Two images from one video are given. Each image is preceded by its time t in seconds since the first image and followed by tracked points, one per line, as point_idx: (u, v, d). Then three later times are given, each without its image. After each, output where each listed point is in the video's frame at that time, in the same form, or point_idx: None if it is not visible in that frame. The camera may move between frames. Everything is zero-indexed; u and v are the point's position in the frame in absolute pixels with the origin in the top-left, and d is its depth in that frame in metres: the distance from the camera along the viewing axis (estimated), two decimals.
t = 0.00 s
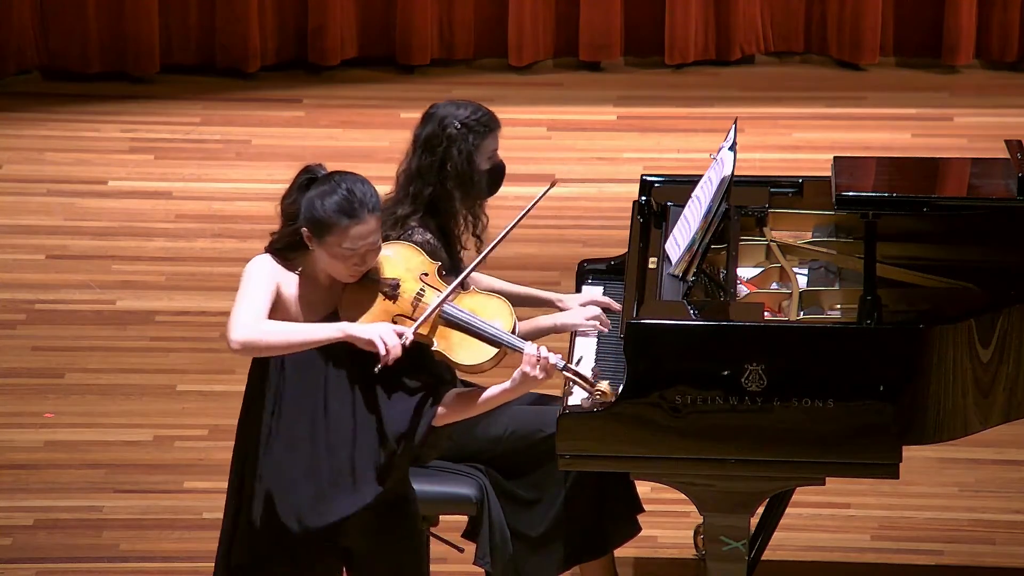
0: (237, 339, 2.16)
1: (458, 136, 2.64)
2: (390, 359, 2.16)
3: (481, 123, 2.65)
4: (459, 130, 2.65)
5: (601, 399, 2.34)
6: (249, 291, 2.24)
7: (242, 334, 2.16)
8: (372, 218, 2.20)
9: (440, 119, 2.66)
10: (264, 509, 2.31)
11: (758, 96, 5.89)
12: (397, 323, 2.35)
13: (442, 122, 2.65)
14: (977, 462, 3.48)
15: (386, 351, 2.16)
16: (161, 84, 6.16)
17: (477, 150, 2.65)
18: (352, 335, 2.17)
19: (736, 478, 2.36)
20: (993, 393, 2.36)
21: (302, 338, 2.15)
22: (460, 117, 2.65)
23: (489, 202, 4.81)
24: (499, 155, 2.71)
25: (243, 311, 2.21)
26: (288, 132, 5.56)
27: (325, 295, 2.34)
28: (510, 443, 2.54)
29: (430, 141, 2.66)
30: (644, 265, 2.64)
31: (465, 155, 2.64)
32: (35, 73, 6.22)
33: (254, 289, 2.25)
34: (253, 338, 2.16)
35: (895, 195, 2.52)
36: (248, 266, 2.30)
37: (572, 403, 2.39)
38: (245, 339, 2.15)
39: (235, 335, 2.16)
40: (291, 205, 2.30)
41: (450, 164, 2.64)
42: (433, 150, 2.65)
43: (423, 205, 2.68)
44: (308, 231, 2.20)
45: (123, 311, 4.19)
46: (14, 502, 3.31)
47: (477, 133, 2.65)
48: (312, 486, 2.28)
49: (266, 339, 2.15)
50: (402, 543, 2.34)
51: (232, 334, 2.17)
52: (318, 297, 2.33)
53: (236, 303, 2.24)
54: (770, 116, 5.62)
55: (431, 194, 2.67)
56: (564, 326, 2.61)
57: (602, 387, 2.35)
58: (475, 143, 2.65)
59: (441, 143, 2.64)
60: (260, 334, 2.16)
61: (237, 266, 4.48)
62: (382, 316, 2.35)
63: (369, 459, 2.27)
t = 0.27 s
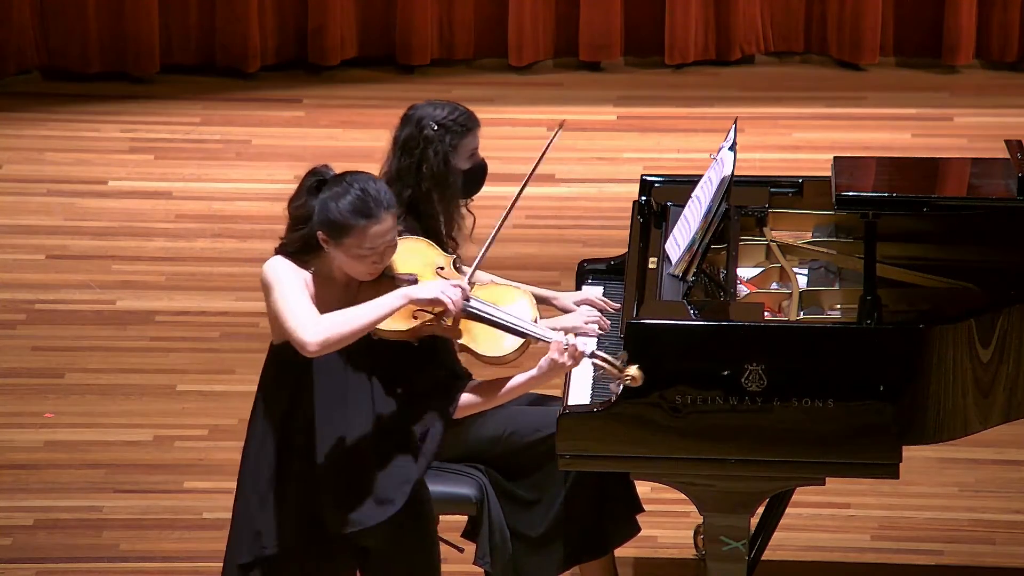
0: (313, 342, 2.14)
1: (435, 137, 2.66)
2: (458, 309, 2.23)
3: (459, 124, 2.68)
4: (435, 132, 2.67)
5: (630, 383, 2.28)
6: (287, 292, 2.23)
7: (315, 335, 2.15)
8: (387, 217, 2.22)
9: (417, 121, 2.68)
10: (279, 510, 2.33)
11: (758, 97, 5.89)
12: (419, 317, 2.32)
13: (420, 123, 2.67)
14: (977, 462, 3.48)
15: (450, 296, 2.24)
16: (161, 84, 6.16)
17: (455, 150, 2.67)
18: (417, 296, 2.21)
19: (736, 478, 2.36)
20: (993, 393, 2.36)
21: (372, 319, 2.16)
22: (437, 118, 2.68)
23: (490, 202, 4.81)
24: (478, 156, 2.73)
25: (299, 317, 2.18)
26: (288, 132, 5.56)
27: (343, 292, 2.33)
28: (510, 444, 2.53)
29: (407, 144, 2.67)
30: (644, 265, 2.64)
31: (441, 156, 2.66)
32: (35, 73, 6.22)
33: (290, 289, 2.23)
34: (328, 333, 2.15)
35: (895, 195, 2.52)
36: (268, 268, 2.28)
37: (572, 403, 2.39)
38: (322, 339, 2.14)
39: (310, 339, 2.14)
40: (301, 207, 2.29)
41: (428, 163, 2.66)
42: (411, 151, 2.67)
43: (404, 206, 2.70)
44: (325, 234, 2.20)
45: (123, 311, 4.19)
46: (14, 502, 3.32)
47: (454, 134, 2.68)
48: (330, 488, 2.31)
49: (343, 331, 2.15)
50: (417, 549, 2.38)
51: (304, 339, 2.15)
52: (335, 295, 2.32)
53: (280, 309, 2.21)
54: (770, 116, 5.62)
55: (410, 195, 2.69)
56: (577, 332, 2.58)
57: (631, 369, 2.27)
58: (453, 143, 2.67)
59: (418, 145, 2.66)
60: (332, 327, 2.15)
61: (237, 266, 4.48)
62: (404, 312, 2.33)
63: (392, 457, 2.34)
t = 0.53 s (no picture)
0: (362, 333, 2.02)
1: (415, 138, 2.67)
2: (497, 305, 2.16)
3: (441, 123, 2.70)
4: (416, 132, 2.68)
5: (675, 351, 2.24)
6: (328, 283, 2.10)
7: (364, 326, 2.03)
8: (429, 201, 2.13)
9: (398, 121, 2.69)
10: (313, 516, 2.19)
11: (758, 97, 5.89)
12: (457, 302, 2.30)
13: (401, 124, 2.68)
14: (977, 462, 3.48)
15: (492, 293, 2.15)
16: (161, 84, 6.16)
17: (439, 149, 2.70)
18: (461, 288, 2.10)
19: (735, 478, 2.36)
20: (993, 393, 2.36)
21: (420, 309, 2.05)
22: (418, 118, 2.68)
23: (490, 202, 4.80)
24: (461, 153, 2.76)
25: (344, 310, 2.05)
26: (288, 132, 5.56)
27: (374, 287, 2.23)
28: (511, 443, 2.52)
29: (388, 144, 2.69)
30: (644, 265, 2.64)
31: (422, 156, 2.68)
32: (35, 73, 6.22)
33: (326, 283, 2.10)
34: (378, 323, 2.03)
35: (895, 195, 2.52)
36: (302, 269, 2.13)
37: (572, 403, 2.38)
38: (370, 329, 2.02)
39: (358, 330, 2.02)
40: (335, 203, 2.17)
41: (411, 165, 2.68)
42: (394, 152, 2.68)
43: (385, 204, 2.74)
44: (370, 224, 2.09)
45: (123, 311, 4.19)
46: (14, 502, 3.32)
47: (436, 134, 2.69)
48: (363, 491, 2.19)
49: (391, 322, 2.04)
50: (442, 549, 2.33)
51: (351, 331, 2.02)
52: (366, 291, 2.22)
53: (318, 303, 2.07)
54: (770, 116, 5.62)
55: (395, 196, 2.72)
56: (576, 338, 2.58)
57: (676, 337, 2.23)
58: (436, 143, 2.69)
59: (398, 146, 2.67)
60: (381, 320, 2.03)
61: (237, 266, 4.48)
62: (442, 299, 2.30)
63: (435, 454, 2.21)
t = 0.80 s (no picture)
0: (379, 333, 2.03)
1: (417, 138, 2.72)
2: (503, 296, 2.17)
3: (443, 124, 2.75)
4: (417, 132, 2.73)
5: (679, 343, 2.23)
6: (339, 283, 2.10)
7: (379, 325, 2.03)
8: (433, 198, 2.13)
9: (400, 119, 2.73)
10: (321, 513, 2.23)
11: (758, 97, 5.89)
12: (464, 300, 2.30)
13: (403, 122, 2.73)
14: (976, 462, 3.48)
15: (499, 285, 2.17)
16: (161, 84, 6.16)
17: (439, 150, 2.75)
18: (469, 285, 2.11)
19: (735, 478, 2.36)
20: (993, 393, 2.36)
21: (430, 307, 2.06)
22: (420, 117, 2.73)
23: (490, 202, 4.80)
24: (460, 154, 2.81)
25: (356, 309, 2.06)
26: (288, 132, 5.56)
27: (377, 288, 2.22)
28: (510, 442, 2.52)
29: (389, 142, 2.74)
30: (644, 266, 2.64)
31: (422, 156, 2.73)
32: (35, 73, 6.22)
33: (336, 283, 2.10)
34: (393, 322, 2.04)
35: (895, 195, 2.52)
36: (309, 269, 2.12)
37: (572, 403, 2.38)
38: (387, 329, 2.03)
39: (375, 330, 2.03)
40: (336, 205, 2.16)
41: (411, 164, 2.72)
42: (394, 150, 2.73)
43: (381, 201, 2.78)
44: (376, 224, 2.09)
45: (123, 311, 4.19)
46: (14, 502, 3.32)
47: (436, 134, 2.75)
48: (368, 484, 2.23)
49: (404, 321, 2.05)
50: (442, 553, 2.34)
51: (367, 331, 2.03)
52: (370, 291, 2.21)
53: (331, 304, 2.07)
54: (770, 116, 5.62)
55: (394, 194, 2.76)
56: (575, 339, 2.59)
57: (681, 330, 2.23)
58: (437, 143, 2.74)
59: (400, 144, 2.72)
60: (396, 318, 2.05)
61: (237, 266, 4.48)
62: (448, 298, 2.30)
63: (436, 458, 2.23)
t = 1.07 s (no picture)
0: (375, 341, 2.03)
1: (421, 136, 2.84)
2: (504, 309, 2.15)
3: (447, 124, 2.87)
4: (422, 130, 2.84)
5: (676, 355, 2.22)
6: (339, 288, 2.10)
7: (376, 332, 2.03)
8: (439, 203, 2.12)
9: (405, 118, 2.85)
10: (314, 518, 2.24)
11: (758, 96, 5.89)
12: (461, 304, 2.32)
13: (408, 121, 2.84)
14: (976, 462, 3.48)
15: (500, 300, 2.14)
16: (161, 84, 6.16)
17: (442, 148, 2.87)
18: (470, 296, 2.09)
19: (735, 478, 2.36)
20: (994, 393, 2.35)
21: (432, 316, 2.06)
22: (425, 117, 2.85)
23: (490, 202, 4.81)
24: (463, 154, 2.94)
25: (354, 314, 2.06)
26: (288, 132, 5.56)
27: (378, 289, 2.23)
28: (509, 442, 2.52)
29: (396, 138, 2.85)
30: (644, 266, 2.64)
31: (425, 153, 2.85)
32: (35, 73, 6.22)
33: (336, 288, 2.10)
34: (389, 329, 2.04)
35: (895, 195, 2.52)
36: (309, 271, 2.12)
37: (572, 403, 2.38)
38: (385, 337, 2.03)
39: (371, 337, 2.03)
40: (341, 206, 2.14)
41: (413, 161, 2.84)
42: (398, 147, 2.84)
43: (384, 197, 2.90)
44: (381, 228, 2.09)
45: (123, 311, 4.19)
46: (14, 502, 3.32)
47: (441, 134, 2.86)
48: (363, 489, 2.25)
49: (404, 329, 2.05)
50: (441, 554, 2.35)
51: (366, 338, 2.03)
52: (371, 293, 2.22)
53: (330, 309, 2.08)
54: (770, 116, 5.63)
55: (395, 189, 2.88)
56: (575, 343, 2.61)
57: (678, 341, 2.21)
58: (440, 141, 2.86)
59: (404, 140, 2.84)
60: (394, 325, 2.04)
61: (237, 265, 4.48)
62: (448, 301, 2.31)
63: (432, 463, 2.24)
